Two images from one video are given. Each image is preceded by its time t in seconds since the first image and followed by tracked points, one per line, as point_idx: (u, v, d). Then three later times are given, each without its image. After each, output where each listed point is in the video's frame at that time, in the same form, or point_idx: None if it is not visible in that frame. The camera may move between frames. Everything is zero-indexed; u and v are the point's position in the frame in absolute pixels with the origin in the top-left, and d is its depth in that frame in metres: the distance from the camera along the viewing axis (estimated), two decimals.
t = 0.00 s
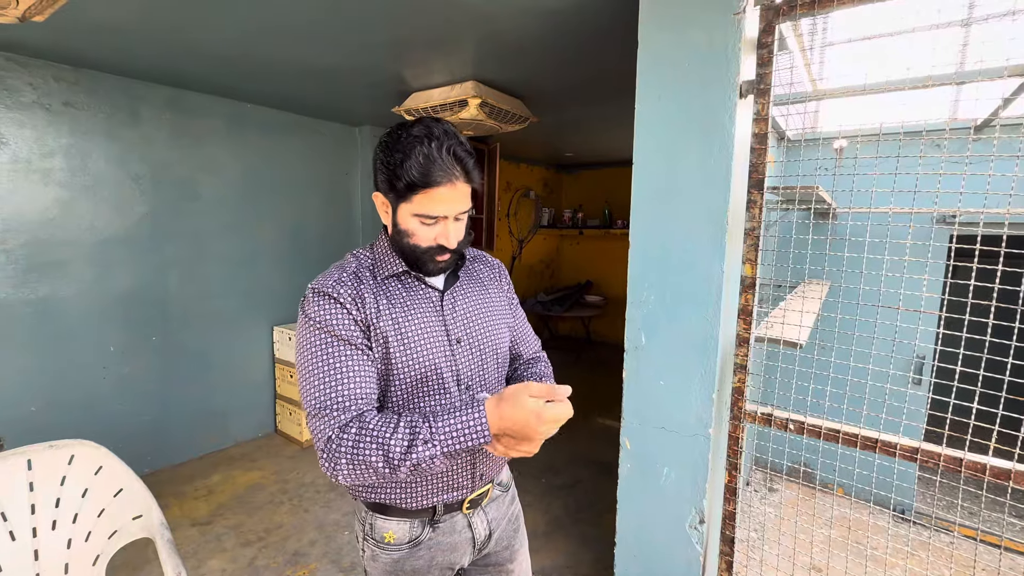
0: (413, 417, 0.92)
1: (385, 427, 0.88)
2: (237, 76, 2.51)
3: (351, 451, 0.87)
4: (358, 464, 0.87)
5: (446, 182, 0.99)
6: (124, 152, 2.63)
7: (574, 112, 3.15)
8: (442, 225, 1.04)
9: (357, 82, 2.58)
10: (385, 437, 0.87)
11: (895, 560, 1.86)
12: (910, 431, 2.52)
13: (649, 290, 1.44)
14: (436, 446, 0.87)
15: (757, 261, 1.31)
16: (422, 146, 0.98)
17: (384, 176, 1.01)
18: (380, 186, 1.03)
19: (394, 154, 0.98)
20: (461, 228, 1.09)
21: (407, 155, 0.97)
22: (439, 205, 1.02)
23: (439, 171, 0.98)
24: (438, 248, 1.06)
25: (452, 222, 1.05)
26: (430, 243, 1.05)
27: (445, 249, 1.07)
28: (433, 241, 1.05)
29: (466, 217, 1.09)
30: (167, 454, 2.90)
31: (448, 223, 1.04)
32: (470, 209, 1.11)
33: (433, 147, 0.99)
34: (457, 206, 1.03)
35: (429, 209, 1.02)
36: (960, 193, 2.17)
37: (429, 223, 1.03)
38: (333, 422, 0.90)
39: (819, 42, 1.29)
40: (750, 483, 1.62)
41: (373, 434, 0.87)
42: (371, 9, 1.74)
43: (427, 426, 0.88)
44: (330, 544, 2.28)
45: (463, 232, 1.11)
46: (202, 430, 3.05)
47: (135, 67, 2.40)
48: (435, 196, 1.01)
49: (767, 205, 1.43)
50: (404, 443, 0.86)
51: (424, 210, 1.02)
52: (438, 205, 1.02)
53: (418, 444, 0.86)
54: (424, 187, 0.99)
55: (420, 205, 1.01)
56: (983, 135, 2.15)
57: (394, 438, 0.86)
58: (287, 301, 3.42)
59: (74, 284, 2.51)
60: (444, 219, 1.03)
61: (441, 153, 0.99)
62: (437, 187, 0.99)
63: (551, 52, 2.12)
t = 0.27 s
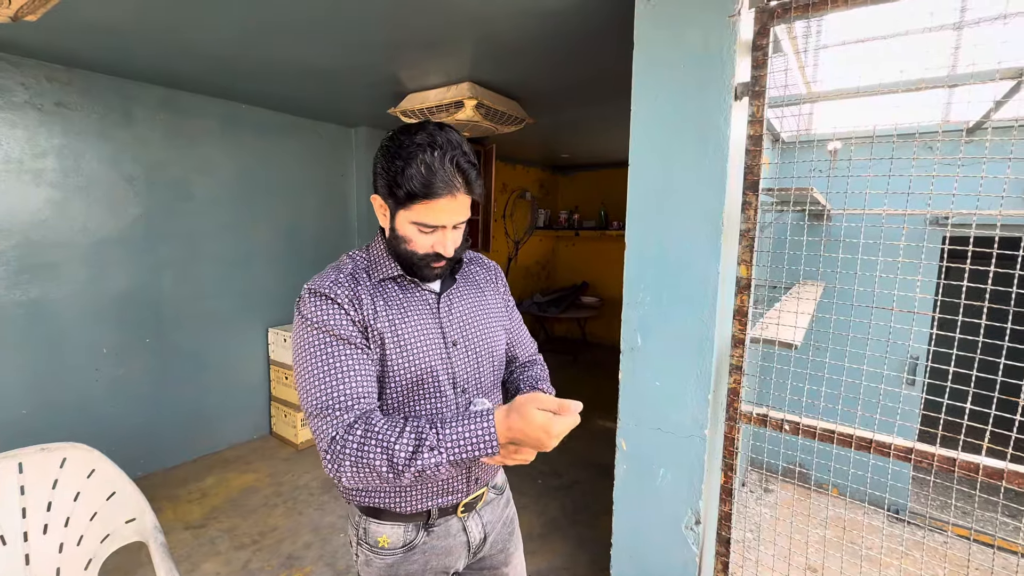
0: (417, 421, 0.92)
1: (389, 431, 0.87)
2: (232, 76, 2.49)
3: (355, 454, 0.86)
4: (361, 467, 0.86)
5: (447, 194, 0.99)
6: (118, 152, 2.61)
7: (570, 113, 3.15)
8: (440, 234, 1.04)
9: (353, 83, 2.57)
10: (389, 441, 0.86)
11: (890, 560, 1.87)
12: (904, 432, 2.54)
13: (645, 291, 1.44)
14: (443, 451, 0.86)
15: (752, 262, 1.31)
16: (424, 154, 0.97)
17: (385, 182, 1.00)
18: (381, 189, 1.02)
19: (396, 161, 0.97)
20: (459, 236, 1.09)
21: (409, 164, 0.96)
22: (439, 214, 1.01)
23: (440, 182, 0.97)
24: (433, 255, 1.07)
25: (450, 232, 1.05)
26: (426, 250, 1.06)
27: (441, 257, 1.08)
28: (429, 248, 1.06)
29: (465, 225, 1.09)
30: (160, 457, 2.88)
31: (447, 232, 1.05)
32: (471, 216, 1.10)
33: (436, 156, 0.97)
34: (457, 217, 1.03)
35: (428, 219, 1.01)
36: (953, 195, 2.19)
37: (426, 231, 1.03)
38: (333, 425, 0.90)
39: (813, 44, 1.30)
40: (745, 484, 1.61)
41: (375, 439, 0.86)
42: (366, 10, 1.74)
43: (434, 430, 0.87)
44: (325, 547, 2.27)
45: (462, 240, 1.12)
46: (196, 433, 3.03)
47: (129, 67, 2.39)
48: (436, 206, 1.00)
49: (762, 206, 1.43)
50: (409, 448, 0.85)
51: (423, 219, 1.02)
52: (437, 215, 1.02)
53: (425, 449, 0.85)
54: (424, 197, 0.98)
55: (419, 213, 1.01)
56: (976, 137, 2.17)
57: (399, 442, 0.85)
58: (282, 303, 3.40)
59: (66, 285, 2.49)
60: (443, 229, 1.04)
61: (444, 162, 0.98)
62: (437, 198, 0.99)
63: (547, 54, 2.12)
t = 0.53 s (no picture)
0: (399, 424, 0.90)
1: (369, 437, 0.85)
2: (222, 76, 2.48)
3: (337, 460, 0.85)
4: (342, 472, 0.85)
5: (428, 196, 0.98)
6: (105, 153, 2.58)
7: (562, 116, 3.17)
8: (425, 237, 1.04)
9: (345, 84, 2.56)
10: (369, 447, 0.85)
11: (879, 559, 1.89)
12: (892, 432, 2.57)
13: (638, 293, 1.45)
14: (423, 457, 0.84)
15: (742, 264, 1.34)
16: (403, 158, 0.95)
17: (365, 187, 0.99)
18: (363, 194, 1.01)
19: (376, 166, 0.96)
20: (445, 239, 1.08)
21: (388, 169, 0.95)
22: (422, 217, 1.00)
23: (419, 185, 0.96)
24: (420, 258, 1.06)
25: (435, 235, 1.04)
26: (413, 254, 1.05)
27: (427, 260, 1.07)
28: (416, 251, 1.05)
29: (451, 227, 1.07)
30: (148, 461, 2.84)
31: (431, 236, 1.04)
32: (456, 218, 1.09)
33: (415, 159, 0.96)
34: (440, 221, 1.02)
35: (411, 223, 1.01)
36: (938, 198, 2.23)
37: (411, 235, 1.03)
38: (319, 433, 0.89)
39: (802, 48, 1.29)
40: (735, 485, 1.62)
41: (357, 444, 0.85)
42: (359, 11, 1.73)
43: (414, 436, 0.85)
44: (316, 551, 2.25)
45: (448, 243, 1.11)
46: (184, 437, 2.99)
47: (117, 67, 2.36)
48: (418, 210, 0.99)
49: (752, 208, 1.44)
50: (388, 454, 0.84)
51: (407, 222, 1.01)
52: (420, 219, 1.01)
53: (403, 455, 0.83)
54: (406, 202, 0.98)
55: (402, 219, 1.00)
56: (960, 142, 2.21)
57: (378, 449, 0.84)
58: (273, 305, 3.38)
59: (52, 287, 2.45)
60: (427, 231, 1.03)
61: (423, 165, 0.97)
62: (419, 202, 0.98)
63: (540, 56, 2.13)
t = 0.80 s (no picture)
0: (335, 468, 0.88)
1: (299, 478, 0.84)
2: (204, 76, 2.44)
3: (269, 491, 0.85)
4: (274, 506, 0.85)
5: (408, 173, 1.00)
6: (83, 153, 2.52)
7: (549, 120, 3.18)
8: (413, 220, 1.04)
9: (331, 85, 2.54)
10: (296, 489, 0.83)
11: (860, 558, 1.92)
12: (873, 432, 2.61)
13: (624, 297, 1.46)
14: (341, 515, 0.83)
15: (727, 268, 1.35)
16: (376, 142, 0.99)
17: (344, 182, 1.01)
18: (342, 194, 1.03)
19: (350, 157, 0.99)
20: (432, 220, 1.10)
21: (364, 155, 0.98)
22: (406, 199, 1.02)
23: (397, 164, 0.99)
24: (412, 245, 1.06)
25: (422, 215, 1.05)
26: (404, 241, 1.05)
27: (420, 244, 1.07)
28: (407, 238, 1.05)
29: (434, 207, 1.09)
30: (126, 469, 2.78)
31: (419, 216, 1.05)
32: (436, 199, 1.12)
33: (388, 141, 1.00)
34: (423, 197, 1.03)
35: (396, 206, 1.02)
36: (915, 204, 2.28)
37: (399, 220, 1.03)
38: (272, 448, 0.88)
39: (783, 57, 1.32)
40: (722, 487, 1.63)
41: (286, 483, 0.84)
42: (345, 13, 1.72)
43: (341, 488, 0.85)
44: (300, 559, 2.22)
45: (436, 225, 1.12)
46: (164, 443, 2.93)
47: (96, 66, 2.32)
48: (401, 191, 1.01)
49: (736, 213, 1.46)
50: (312, 501, 0.83)
51: (392, 207, 1.02)
52: (404, 200, 1.02)
53: (324, 507, 0.83)
54: (387, 183, 0.99)
55: (387, 202, 1.01)
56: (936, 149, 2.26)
57: (303, 495, 0.83)
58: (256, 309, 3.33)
59: (26, 290, 2.39)
60: (413, 213, 1.04)
61: (397, 146, 1.00)
62: (400, 180, 1.00)
63: (527, 60, 2.14)
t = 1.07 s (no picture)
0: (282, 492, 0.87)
1: (242, 496, 0.84)
2: (184, 75, 2.40)
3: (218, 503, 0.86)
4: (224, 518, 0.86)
5: (382, 159, 0.99)
6: (56, 152, 2.46)
7: (534, 124, 3.19)
8: (391, 209, 1.03)
9: (314, 87, 2.52)
10: (237, 507, 0.84)
11: (839, 558, 1.95)
12: (851, 433, 2.67)
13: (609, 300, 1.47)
14: (270, 542, 0.82)
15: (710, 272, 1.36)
16: (346, 133, 0.99)
17: (317, 178, 1.00)
18: (317, 194, 1.02)
19: (321, 152, 0.99)
20: (412, 209, 1.08)
21: (335, 147, 0.98)
22: (382, 187, 1.00)
23: (369, 151, 0.98)
24: (394, 235, 1.04)
25: (401, 203, 1.04)
26: (386, 231, 1.03)
27: (403, 235, 1.05)
28: (388, 228, 1.03)
29: (411, 197, 1.08)
30: (99, 477, 2.70)
31: (398, 204, 1.04)
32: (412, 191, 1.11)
33: (358, 131, 1.00)
34: (400, 183, 1.02)
35: (373, 195, 1.00)
36: (890, 209, 2.34)
37: (378, 209, 1.01)
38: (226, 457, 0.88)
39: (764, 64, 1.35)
40: (706, 489, 1.64)
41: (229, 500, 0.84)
42: (328, 13, 1.71)
43: (278, 513, 0.84)
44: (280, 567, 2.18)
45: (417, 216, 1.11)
46: (139, 450, 2.86)
47: (71, 63, 2.26)
48: (376, 179, 1.00)
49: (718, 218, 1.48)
50: (250, 521, 0.83)
51: (369, 196, 1.00)
52: (381, 188, 1.00)
53: (257, 531, 0.83)
54: (362, 172, 0.98)
55: (363, 193, 1.00)
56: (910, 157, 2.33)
57: (241, 513, 0.83)
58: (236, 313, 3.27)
59: None
60: (391, 201, 1.02)
61: (367, 136, 1.00)
62: (374, 169, 0.99)
63: (512, 64, 2.14)
